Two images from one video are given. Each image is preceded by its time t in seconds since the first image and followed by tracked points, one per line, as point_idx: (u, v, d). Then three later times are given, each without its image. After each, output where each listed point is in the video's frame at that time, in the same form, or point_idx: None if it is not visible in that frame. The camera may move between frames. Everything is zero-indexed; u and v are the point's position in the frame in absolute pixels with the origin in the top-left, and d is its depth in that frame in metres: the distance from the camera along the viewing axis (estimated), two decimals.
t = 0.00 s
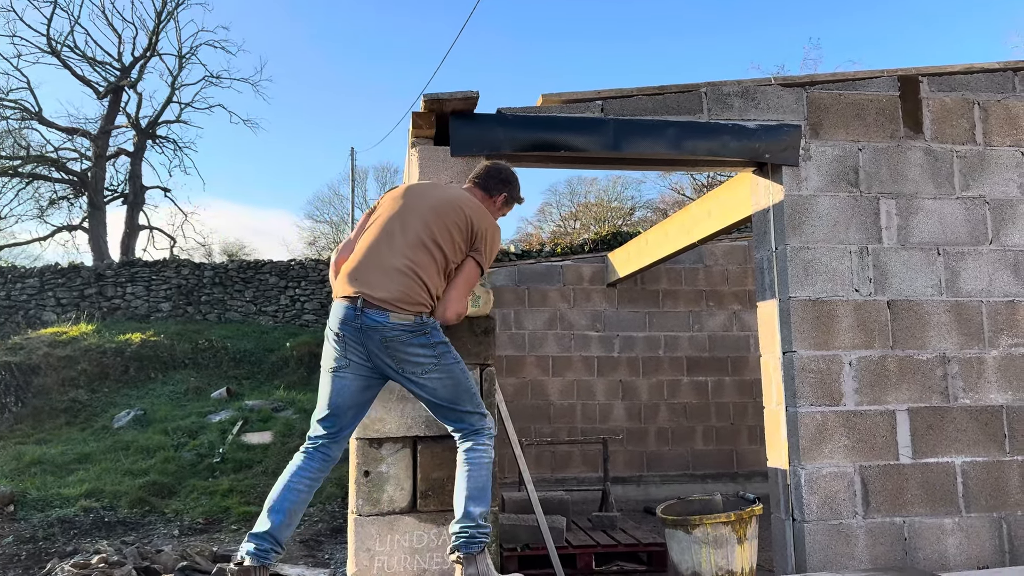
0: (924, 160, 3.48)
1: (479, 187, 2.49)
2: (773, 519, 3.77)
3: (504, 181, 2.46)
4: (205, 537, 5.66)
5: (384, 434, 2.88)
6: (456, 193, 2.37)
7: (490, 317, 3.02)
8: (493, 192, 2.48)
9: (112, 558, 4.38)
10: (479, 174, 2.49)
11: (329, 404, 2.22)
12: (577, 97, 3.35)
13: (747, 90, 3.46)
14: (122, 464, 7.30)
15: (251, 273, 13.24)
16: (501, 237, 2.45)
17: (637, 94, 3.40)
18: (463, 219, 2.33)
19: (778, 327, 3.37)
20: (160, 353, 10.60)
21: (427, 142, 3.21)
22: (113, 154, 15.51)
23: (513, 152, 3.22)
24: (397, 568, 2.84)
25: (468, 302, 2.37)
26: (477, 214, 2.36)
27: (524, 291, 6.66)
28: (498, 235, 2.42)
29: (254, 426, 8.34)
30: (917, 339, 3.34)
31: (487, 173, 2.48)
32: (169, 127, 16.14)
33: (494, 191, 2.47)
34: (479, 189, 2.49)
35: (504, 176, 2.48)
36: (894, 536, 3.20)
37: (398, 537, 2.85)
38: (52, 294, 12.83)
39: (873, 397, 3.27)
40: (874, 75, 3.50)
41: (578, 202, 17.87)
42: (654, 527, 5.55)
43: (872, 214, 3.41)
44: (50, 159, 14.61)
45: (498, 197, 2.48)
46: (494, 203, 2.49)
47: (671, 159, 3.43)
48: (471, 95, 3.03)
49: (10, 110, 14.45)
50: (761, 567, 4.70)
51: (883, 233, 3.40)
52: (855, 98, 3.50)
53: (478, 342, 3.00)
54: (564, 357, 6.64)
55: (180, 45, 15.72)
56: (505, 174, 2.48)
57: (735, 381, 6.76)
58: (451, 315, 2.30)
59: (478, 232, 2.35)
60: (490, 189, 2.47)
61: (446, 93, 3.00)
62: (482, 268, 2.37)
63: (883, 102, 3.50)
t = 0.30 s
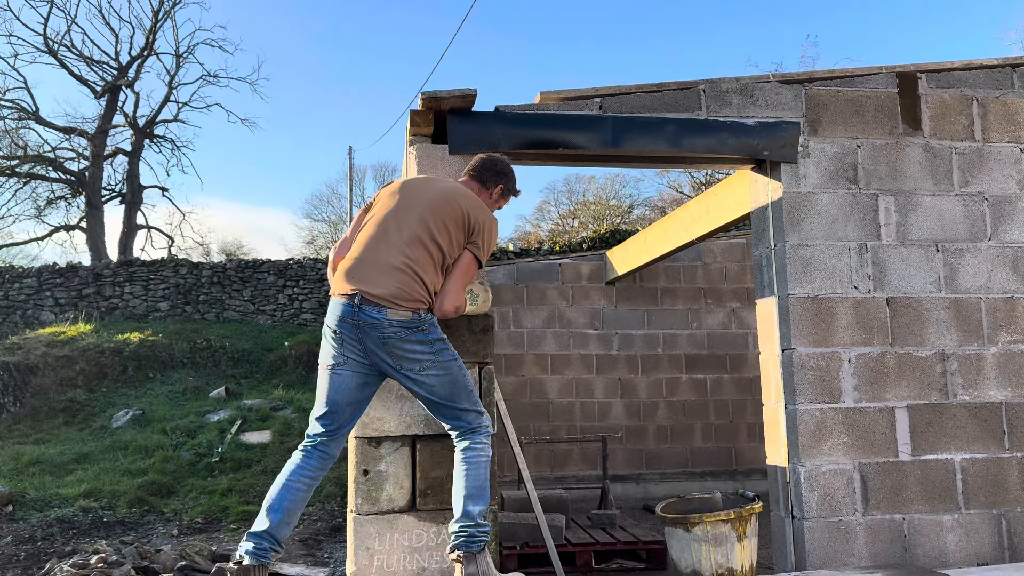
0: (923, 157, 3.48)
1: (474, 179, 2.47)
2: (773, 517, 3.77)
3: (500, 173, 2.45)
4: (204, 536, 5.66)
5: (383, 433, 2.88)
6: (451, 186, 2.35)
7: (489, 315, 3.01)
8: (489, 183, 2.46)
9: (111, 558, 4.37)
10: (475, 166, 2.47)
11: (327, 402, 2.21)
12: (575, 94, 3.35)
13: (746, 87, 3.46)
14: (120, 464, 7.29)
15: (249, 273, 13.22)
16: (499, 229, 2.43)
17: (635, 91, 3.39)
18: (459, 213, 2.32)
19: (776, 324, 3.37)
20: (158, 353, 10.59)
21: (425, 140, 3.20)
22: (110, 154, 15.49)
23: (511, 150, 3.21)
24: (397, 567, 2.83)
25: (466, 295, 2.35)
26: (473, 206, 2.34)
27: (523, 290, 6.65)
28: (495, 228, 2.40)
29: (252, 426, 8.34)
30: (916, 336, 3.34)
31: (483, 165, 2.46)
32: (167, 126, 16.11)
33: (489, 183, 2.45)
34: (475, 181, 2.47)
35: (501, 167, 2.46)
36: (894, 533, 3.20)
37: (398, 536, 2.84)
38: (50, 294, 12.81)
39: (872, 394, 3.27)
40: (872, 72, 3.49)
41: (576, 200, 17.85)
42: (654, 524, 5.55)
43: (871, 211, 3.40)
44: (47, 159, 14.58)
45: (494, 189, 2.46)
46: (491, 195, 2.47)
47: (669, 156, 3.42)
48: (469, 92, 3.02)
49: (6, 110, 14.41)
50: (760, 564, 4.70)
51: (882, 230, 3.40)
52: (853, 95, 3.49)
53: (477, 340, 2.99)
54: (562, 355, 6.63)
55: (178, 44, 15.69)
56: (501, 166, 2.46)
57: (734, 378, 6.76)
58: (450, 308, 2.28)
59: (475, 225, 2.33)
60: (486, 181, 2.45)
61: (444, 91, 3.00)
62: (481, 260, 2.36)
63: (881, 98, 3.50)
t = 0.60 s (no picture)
0: (922, 154, 3.47)
1: (447, 156, 2.41)
2: (773, 514, 3.77)
3: (473, 150, 2.38)
4: (204, 536, 5.66)
5: (383, 433, 2.88)
6: (420, 169, 2.31)
7: (489, 314, 3.01)
8: (462, 161, 2.40)
9: (111, 558, 4.37)
10: (446, 145, 2.42)
11: (314, 401, 2.23)
12: (573, 93, 3.35)
13: (744, 84, 3.45)
14: (120, 465, 7.29)
15: (249, 272, 13.22)
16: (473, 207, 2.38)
17: (634, 88, 3.37)
18: (429, 196, 2.28)
19: (776, 322, 3.37)
20: (158, 353, 10.58)
21: (423, 139, 3.19)
22: (108, 154, 15.47)
23: (510, 149, 3.21)
24: (396, 566, 2.84)
25: (454, 281, 2.32)
26: (443, 187, 2.30)
27: (522, 288, 6.64)
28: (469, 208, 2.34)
29: (252, 425, 8.33)
30: (916, 333, 3.33)
31: (454, 143, 2.40)
32: (165, 126, 16.09)
33: (462, 160, 2.39)
34: (448, 160, 2.41)
35: (473, 144, 2.39)
36: (894, 530, 3.20)
37: (398, 535, 2.84)
38: (49, 294, 12.81)
39: (872, 392, 3.26)
40: (871, 69, 3.49)
41: (575, 198, 17.85)
42: (654, 523, 5.55)
43: (870, 208, 3.40)
44: (46, 159, 14.56)
45: (468, 165, 2.40)
46: (465, 172, 2.41)
47: (668, 154, 3.42)
48: (467, 91, 3.03)
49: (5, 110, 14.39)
50: (760, 562, 4.71)
51: (881, 227, 3.39)
52: (853, 93, 3.49)
53: (476, 339, 2.99)
54: (562, 354, 6.63)
55: (176, 43, 15.66)
56: (472, 142, 2.40)
57: (733, 376, 6.76)
58: (440, 299, 2.25)
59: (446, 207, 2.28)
60: (459, 159, 2.39)
61: (442, 90, 3.01)
62: (458, 243, 2.32)
63: (881, 95, 3.49)
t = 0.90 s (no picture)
0: (921, 151, 3.47)
1: (377, 134, 2.37)
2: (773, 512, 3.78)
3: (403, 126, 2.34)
4: (207, 536, 5.67)
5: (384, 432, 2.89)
6: (340, 154, 2.25)
7: (489, 313, 3.02)
8: (392, 138, 2.34)
9: (113, 558, 4.38)
10: (374, 125, 2.38)
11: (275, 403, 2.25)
12: (573, 92, 3.35)
13: (744, 82, 3.45)
14: (123, 465, 7.31)
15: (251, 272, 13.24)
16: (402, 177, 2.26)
17: (633, 87, 3.38)
18: (347, 178, 2.21)
19: (776, 320, 3.37)
20: (160, 353, 10.61)
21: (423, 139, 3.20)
22: (110, 154, 15.50)
23: (509, 147, 3.21)
24: (398, 565, 2.85)
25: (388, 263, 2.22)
26: (361, 166, 2.21)
27: (523, 287, 6.65)
28: (398, 182, 2.24)
29: (254, 425, 8.35)
30: (917, 330, 3.34)
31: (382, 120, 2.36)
32: (167, 126, 16.11)
33: (391, 134, 2.34)
34: (378, 138, 2.36)
35: (401, 119, 2.35)
36: (895, 527, 3.20)
37: (399, 534, 2.85)
38: (51, 295, 12.84)
39: (873, 389, 3.27)
40: (870, 67, 3.49)
41: (576, 197, 17.85)
42: (656, 521, 5.55)
43: (870, 206, 3.40)
44: (48, 160, 14.58)
45: (397, 140, 2.34)
46: (396, 148, 2.35)
47: (668, 153, 3.42)
48: (466, 90, 3.03)
49: (6, 111, 14.41)
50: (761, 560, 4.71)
51: (881, 224, 3.39)
52: (852, 90, 3.49)
53: (476, 338, 3.00)
54: (563, 352, 6.64)
55: (177, 44, 15.67)
56: (400, 115, 2.36)
57: (735, 374, 6.76)
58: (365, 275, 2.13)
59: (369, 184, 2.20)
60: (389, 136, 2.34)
61: (441, 89, 3.01)
62: (386, 218, 2.21)
63: (880, 93, 3.49)
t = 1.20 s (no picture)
0: (927, 148, 3.46)
1: (342, 137, 2.52)
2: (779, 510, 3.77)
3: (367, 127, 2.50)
4: (213, 535, 5.68)
5: (389, 431, 2.89)
6: (303, 151, 2.37)
7: (494, 312, 3.02)
8: (357, 139, 2.51)
9: (120, 557, 4.39)
10: (339, 130, 2.54)
11: (254, 400, 2.38)
12: (577, 90, 3.33)
13: (749, 80, 3.44)
14: (129, 465, 7.33)
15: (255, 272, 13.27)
16: (365, 178, 2.39)
17: (637, 85, 3.37)
18: (310, 174, 2.31)
19: (781, 317, 3.36)
20: (166, 353, 10.63)
21: (427, 137, 3.19)
22: (115, 155, 15.53)
23: (513, 146, 3.21)
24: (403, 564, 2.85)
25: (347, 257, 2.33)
26: (325, 164, 2.34)
27: (528, 286, 6.65)
28: (358, 180, 2.37)
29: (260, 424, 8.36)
30: (923, 327, 3.32)
31: (349, 122, 2.53)
32: (171, 127, 16.13)
33: (357, 137, 2.51)
34: (343, 140, 2.52)
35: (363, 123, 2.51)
36: (902, 525, 3.19)
37: (405, 533, 2.86)
38: (57, 296, 12.88)
39: (879, 386, 3.25)
40: (876, 63, 3.47)
41: (581, 195, 17.83)
42: (661, 519, 5.54)
43: (876, 203, 3.39)
44: (53, 161, 14.62)
45: (363, 141, 2.51)
46: (361, 150, 2.51)
47: (672, 150, 3.41)
48: (470, 89, 3.03)
49: (11, 112, 14.45)
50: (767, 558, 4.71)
51: (887, 221, 3.38)
52: (857, 87, 3.47)
53: (481, 337, 3.00)
54: (568, 351, 6.63)
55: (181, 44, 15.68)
56: (367, 119, 2.52)
57: (740, 372, 6.74)
58: (331, 276, 2.28)
59: (330, 179, 2.32)
60: (354, 137, 2.50)
61: (445, 88, 3.02)
62: (347, 213, 2.33)
63: (885, 89, 3.48)
